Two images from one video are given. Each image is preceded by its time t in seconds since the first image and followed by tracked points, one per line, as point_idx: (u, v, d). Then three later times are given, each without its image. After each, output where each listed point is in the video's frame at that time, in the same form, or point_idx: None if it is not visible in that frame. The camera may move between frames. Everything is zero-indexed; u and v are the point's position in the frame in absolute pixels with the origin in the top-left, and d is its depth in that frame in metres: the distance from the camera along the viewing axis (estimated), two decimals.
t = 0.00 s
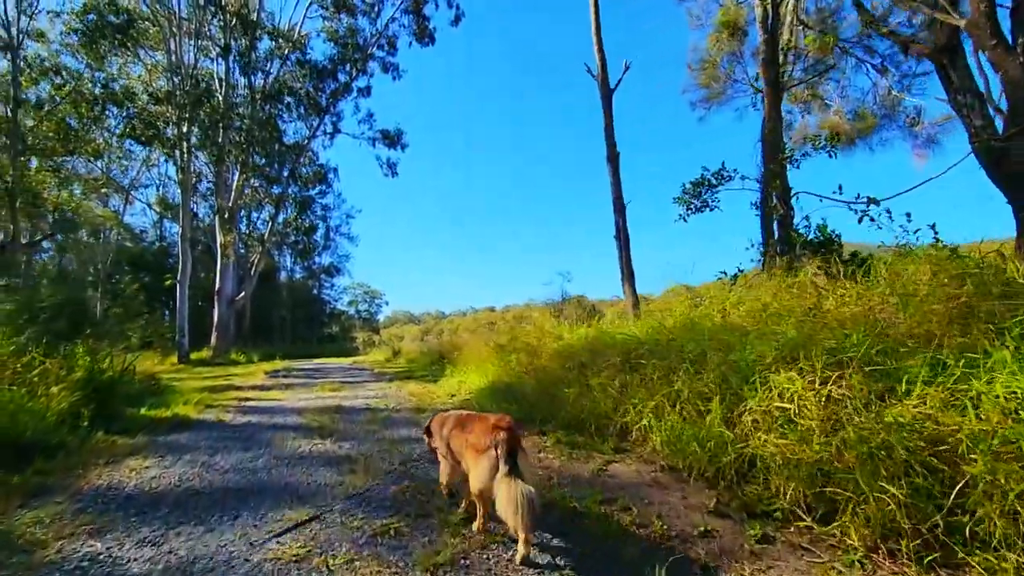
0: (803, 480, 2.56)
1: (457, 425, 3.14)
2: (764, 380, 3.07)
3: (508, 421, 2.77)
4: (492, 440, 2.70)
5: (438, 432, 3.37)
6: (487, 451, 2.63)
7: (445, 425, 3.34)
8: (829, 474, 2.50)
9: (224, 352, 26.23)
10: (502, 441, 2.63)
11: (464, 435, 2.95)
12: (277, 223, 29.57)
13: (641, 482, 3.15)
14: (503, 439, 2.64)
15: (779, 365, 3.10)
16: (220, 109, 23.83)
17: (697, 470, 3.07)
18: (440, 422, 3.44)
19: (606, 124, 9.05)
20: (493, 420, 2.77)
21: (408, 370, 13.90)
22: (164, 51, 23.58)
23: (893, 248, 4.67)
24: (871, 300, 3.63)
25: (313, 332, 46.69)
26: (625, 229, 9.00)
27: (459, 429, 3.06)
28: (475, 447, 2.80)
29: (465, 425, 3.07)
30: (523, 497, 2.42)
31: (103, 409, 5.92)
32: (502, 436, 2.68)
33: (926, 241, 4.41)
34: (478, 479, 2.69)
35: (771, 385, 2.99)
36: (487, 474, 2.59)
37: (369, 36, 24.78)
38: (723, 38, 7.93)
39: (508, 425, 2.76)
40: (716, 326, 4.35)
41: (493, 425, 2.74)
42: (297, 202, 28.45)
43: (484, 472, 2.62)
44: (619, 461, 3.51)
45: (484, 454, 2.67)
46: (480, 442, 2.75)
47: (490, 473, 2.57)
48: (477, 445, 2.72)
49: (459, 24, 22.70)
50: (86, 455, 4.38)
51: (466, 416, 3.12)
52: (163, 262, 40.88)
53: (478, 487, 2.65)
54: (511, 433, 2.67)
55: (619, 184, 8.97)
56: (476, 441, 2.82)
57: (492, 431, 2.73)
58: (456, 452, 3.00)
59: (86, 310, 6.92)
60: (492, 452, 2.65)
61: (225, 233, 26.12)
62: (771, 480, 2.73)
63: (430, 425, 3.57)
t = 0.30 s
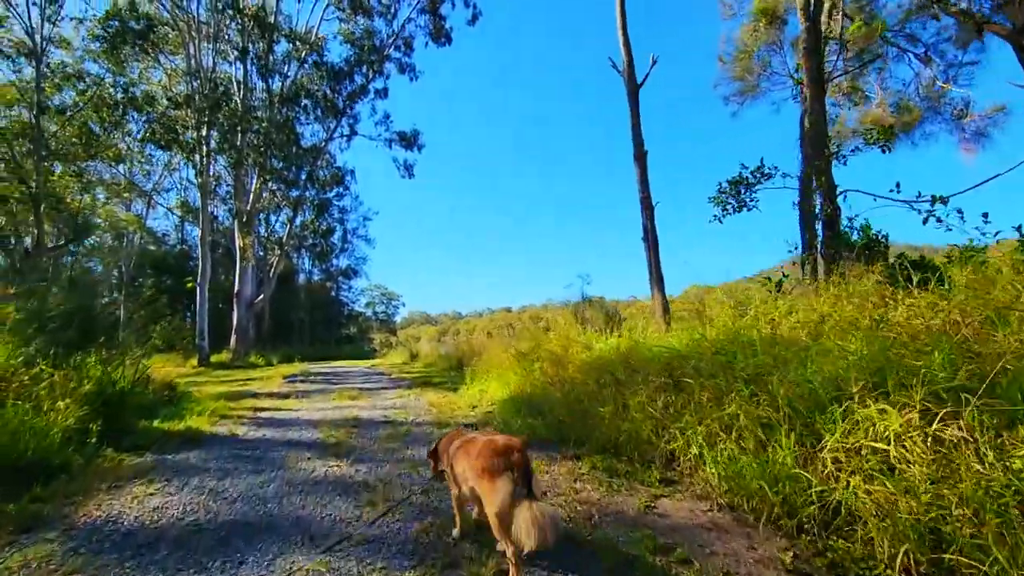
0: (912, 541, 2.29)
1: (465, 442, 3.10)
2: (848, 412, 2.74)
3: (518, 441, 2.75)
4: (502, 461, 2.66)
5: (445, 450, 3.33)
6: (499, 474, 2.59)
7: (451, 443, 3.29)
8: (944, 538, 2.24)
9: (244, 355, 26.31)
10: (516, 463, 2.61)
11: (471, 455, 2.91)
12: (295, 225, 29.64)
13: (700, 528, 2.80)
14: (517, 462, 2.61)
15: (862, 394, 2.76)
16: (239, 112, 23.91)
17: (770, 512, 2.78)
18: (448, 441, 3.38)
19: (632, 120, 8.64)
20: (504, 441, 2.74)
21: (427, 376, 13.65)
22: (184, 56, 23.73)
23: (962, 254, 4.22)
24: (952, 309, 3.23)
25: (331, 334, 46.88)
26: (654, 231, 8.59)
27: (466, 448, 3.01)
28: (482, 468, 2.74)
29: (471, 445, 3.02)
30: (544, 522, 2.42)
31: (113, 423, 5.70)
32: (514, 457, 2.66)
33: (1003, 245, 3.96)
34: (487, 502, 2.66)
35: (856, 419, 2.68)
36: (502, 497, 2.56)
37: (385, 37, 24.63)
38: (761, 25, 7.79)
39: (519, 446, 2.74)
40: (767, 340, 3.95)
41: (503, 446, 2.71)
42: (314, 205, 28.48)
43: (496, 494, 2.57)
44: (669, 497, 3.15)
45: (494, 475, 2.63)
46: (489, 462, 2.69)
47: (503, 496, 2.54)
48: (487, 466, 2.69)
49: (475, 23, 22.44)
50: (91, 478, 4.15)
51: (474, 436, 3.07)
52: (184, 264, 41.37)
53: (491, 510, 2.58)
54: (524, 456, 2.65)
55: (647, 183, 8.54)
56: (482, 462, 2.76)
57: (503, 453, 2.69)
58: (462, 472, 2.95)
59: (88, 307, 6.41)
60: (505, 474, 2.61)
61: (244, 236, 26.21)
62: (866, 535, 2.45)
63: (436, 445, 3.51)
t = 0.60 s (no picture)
0: None
1: (482, 464, 3.21)
2: (963, 459, 2.35)
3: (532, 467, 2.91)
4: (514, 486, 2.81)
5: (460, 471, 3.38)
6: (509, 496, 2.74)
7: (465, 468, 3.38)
8: None
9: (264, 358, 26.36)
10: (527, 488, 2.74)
11: (487, 477, 3.05)
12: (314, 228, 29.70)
13: None
14: (527, 486, 2.76)
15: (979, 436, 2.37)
16: (258, 115, 23.99)
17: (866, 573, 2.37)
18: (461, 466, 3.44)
19: (663, 117, 8.23)
20: (519, 464, 2.90)
21: (447, 382, 13.35)
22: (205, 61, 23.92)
23: None
24: None
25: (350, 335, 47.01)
26: (686, 233, 8.15)
27: (483, 470, 3.14)
28: (496, 492, 2.90)
29: (486, 467, 3.17)
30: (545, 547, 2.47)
31: (126, 438, 5.48)
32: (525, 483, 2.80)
33: None
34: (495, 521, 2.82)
35: (976, 467, 2.29)
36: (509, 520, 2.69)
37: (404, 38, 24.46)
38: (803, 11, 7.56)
39: (533, 471, 2.88)
40: (832, 357, 3.54)
41: (517, 471, 2.86)
42: (333, 208, 28.48)
43: (505, 514, 2.73)
44: (733, 543, 2.77)
45: (506, 498, 2.77)
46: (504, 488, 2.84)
47: (508, 518, 2.70)
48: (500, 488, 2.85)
49: (494, 22, 22.14)
50: (96, 503, 3.91)
51: (491, 458, 3.20)
52: (206, 267, 41.85)
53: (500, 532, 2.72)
54: (535, 481, 2.79)
55: (678, 182, 8.12)
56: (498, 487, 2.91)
57: (515, 476, 2.85)
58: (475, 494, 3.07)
59: (102, 314, 6.22)
60: (515, 498, 2.75)
61: (264, 239, 26.31)
62: None
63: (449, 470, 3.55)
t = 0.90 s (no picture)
0: None
1: (475, 488, 3.13)
2: None
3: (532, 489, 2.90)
4: (520, 513, 2.77)
5: (454, 493, 3.32)
6: (519, 525, 2.71)
7: (460, 488, 3.28)
8: None
9: (284, 360, 26.45)
10: (535, 514, 2.74)
11: (484, 504, 2.97)
12: (333, 230, 29.76)
13: None
14: (534, 511, 2.75)
15: None
16: (277, 118, 24.02)
17: None
18: (456, 485, 3.36)
19: (695, 110, 7.78)
20: (519, 490, 2.84)
21: (467, 387, 13.05)
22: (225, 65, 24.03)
23: None
24: None
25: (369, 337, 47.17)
26: (718, 234, 7.70)
27: (477, 494, 3.07)
28: (498, 520, 2.82)
29: (481, 488, 3.09)
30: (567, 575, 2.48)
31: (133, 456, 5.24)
32: (531, 508, 2.78)
33: None
34: (503, 553, 2.76)
35: None
36: (522, 550, 2.67)
37: (421, 39, 24.27)
38: None
39: (534, 494, 2.86)
40: (908, 376, 3.13)
41: (520, 496, 2.82)
42: (352, 210, 28.49)
43: (513, 545, 2.70)
44: None
45: (512, 527, 2.74)
46: (508, 515, 2.78)
47: (526, 547, 2.66)
48: (505, 517, 2.78)
49: (513, 20, 21.82)
50: (96, 530, 3.65)
51: (481, 484, 3.12)
52: (228, 269, 42.29)
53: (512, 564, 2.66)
54: (541, 506, 2.78)
55: (710, 180, 7.67)
56: (501, 513, 2.83)
57: (519, 502, 2.81)
58: (475, 519, 2.99)
59: (110, 324, 6.08)
60: (524, 527, 2.72)
61: (283, 241, 26.39)
62: None
63: (443, 487, 3.48)
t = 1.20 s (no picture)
0: None
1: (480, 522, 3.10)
2: None
3: (532, 528, 2.84)
4: (518, 552, 2.70)
5: (459, 524, 3.32)
6: (515, 564, 2.64)
7: (466, 522, 3.27)
8: None
9: (302, 364, 26.49)
10: (532, 554, 2.66)
11: (484, 540, 2.93)
12: (350, 233, 29.77)
13: None
14: (531, 551, 2.68)
15: None
16: (295, 122, 23.98)
17: None
18: (463, 518, 3.34)
19: (725, 108, 7.39)
20: (519, 529, 2.78)
21: (486, 395, 12.76)
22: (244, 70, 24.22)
23: None
24: None
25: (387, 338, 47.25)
26: (752, 239, 7.30)
27: (479, 531, 3.03)
28: (497, 561, 2.75)
29: (483, 525, 3.05)
30: None
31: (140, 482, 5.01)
32: (529, 548, 2.71)
33: None
34: None
35: None
36: None
37: (438, 40, 24.10)
38: None
39: (534, 534, 2.79)
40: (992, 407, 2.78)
41: (518, 535, 2.76)
42: (369, 213, 28.47)
43: None
44: None
45: (509, 568, 2.66)
46: (505, 555, 2.71)
47: None
48: (502, 556, 2.71)
49: (530, 20, 21.51)
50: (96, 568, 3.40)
51: (485, 517, 3.09)
52: (248, 272, 42.67)
53: None
54: (539, 545, 2.71)
55: (743, 183, 7.28)
56: (499, 554, 2.76)
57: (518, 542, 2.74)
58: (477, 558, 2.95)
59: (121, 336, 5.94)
60: (521, 567, 2.64)
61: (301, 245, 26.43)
62: None
63: (449, 516, 3.49)
